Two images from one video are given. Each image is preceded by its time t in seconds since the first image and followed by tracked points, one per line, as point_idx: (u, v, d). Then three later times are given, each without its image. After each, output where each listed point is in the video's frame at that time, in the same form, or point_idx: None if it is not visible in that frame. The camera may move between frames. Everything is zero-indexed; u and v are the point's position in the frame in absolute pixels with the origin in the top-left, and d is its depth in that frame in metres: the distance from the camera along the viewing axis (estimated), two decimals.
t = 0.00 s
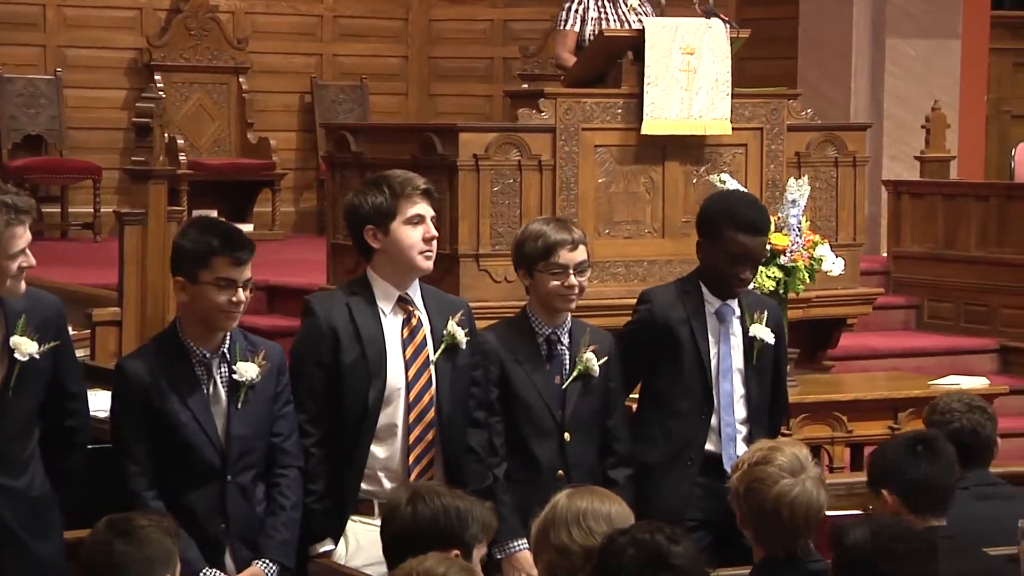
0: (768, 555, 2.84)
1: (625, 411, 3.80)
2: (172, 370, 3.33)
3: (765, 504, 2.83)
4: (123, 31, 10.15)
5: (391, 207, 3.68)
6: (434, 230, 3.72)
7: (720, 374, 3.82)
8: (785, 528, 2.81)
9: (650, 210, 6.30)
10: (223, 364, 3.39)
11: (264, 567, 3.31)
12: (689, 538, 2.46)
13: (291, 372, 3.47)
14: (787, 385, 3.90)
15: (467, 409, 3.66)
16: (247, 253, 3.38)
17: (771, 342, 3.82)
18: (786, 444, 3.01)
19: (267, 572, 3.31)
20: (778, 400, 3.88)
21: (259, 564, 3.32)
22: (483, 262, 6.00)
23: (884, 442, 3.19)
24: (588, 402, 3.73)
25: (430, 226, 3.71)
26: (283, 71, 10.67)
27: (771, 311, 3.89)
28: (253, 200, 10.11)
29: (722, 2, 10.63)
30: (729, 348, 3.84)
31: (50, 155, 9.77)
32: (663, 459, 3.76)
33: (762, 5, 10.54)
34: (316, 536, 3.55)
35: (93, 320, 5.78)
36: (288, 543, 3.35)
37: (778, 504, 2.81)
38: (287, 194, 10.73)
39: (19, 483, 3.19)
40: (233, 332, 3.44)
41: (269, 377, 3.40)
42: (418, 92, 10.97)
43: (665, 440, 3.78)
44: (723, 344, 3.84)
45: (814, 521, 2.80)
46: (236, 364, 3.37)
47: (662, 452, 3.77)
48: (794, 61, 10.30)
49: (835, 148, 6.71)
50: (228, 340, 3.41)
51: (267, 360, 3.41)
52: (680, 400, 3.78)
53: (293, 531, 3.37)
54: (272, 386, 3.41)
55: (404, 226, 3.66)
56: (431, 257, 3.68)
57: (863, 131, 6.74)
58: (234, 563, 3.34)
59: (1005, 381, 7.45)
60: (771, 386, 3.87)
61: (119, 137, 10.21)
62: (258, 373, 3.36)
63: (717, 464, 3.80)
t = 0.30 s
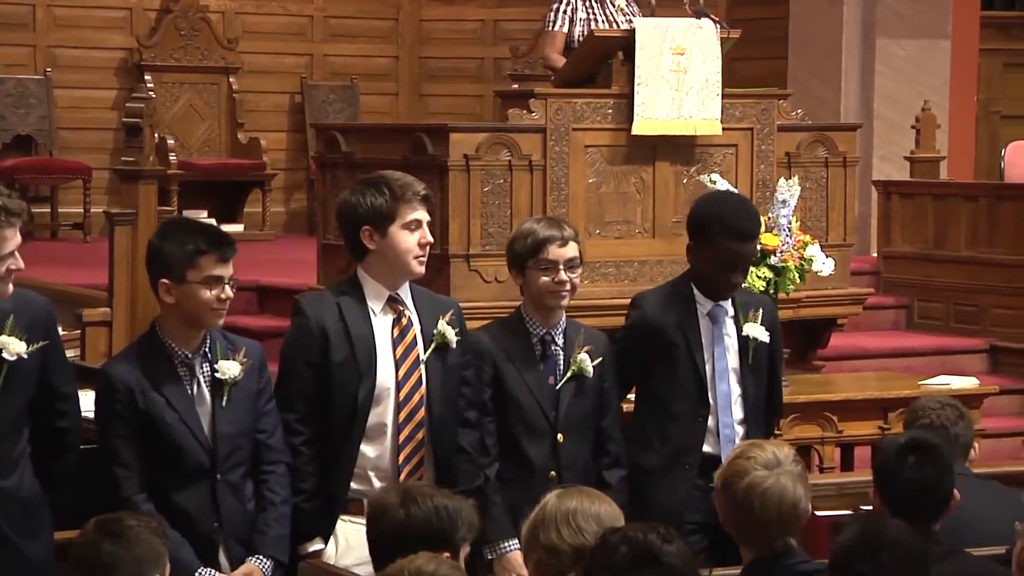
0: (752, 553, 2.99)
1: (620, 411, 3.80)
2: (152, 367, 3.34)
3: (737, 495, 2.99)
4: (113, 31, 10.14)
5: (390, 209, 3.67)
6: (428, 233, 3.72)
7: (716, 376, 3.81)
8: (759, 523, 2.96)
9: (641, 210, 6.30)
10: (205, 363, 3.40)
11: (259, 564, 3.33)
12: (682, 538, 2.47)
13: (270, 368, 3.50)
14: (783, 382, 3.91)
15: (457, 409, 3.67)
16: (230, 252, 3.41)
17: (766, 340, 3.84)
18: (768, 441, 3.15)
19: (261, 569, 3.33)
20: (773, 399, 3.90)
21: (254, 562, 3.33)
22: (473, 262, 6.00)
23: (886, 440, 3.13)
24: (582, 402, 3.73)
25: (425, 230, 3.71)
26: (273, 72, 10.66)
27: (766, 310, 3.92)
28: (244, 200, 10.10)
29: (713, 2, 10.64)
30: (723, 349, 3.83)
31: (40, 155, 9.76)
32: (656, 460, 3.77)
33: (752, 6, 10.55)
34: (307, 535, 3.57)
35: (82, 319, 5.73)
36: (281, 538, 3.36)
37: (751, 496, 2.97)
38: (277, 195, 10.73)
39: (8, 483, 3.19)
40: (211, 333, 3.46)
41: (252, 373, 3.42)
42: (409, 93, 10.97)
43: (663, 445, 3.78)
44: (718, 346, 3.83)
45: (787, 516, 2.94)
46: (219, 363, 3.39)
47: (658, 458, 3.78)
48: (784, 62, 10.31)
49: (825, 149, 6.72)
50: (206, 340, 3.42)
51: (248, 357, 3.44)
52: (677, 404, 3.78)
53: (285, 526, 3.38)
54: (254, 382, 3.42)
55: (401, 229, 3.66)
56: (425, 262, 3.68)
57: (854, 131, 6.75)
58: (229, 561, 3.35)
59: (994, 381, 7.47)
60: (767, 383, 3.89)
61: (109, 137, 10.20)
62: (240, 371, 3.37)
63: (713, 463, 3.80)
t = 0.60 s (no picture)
0: (749, 552, 2.99)
1: (616, 411, 3.81)
2: (134, 369, 3.33)
3: (731, 493, 3.01)
4: (107, 31, 10.14)
5: (400, 214, 3.66)
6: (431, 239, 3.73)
7: (708, 377, 3.81)
8: (751, 518, 2.97)
9: (635, 210, 6.30)
10: (189, 362, 3.41)
11: (243, 565, 3.33)
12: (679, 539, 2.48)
13: (255, 367, 3.51)
14: (776, 380, 3.93)
15: (453, 409, 3.67)
16: (217, 252, 3.41)
17: (757, 341, 3.83)
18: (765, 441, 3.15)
19: (245, 569, 3.32)
20: (766, 397, 3.91)
21: (238, 562, 3.33)
22: (468, 262, 6.01)
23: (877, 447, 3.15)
24: (578, 403, 3.75)
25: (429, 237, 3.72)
26: (267, 71, 10.66)
27: (757, 309, 3.90)
28: (239, 200, 10.10)
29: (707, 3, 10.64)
30: (715, 349, 3.83)
31: (34, 155, 9.75)
32: (651, 461, 3.79)
33: (748, 6, 10.55)
34: (301, 535, 3.57)
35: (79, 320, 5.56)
36: (265, 538, 3.36)
37: (744, 490, 2.98)
38: (272, 195, 10.73)
39: (3, 482, 3.19)
40: (196, 333, 3.46)
41: (237, 372, 3.44)
42: (403, 93, 10.97)
43: (658, 447, 3.80)
44: (709, 345, 3.83)
45: (782, 514, 2.95)
46: (203, 362, 3.39)
47: (654, 461, 3.79)
48: (779, 61, 10.31)
49: (820, 148, 6.72)
50: (191, 340, 3.43)
51: (233, 356, 3.45)
52: (672, 405, 3.79)
53: (271, 526, 3.38)
54: (239, 381, 3.43)
55: (410, 236, 3.66)
56: (425, 268, 3.68)
57: (848, 131, 6.75)
58: (213, 560, 3.36)
59: (988, 380, 7.48)
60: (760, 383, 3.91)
61: (103, 137, 10.20)
62: (225, 370, 3.38)
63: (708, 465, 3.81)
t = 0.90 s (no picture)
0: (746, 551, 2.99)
1: (615, 412, 3.84)
2: (129, 367, 3.38)
3: (729, 493, 3.01)
4: (105, 30, 10.14)
5: (405, 216, 3.67)
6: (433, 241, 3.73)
7: (711, 376, 3.85)
8: (750, 519, 2.98)
9: (633, 209, 6.30)
10: (183, 363, 3.43)
11: (224, 567, 3.34)
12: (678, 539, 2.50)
13: (253, 371, 3.54)
14: (778, 379, 3.97)
15: (451, 409, 3.67)
16: (175, 245, 3.38)
17: (759, 341, 3.87)
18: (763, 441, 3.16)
19: (226, 571, 3.34)
20: (768, 394, 3.97)
21: (219, 564, 3.34)
22: (466, 261, 6.01)
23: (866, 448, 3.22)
24: (576, 403, 3.77)
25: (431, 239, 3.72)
26: (264, 71, 10.65)
27: (759, 309, 3.95)
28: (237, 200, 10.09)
29: (705, 2, 10.63)
30: (717, 348, 3.88)
31: (32, 155, 9.74)
32: (651, 461, 3.81)
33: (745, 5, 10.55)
34: (298, 536, 3.57)
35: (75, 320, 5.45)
36: (250, 542, 3.38)
37: (743, 490, 2.98)
38: (270, 194, 10.72)
39: (2, 482, 3.19)
40: (193, 332, 3.49)
41: (231, 375, 3.46)
42: (401, 93, 10.97)
43: (661, 447, 3.82)
44: (711, 345, 3.87)
45: (779, 515, 2.96)
46: (197, 364, 3.42)
47: (654, 461, 3.82)
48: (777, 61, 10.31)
49: (817, 148, 6.72)
50: (188, 339, 3.45)
51: (228, 359, 3.47)
52: (673, 405, 3.82)
53: (256, 531, 3.40)
54: (233, 384, 3.46)
55: (413, 237, 3.67)
56: (425, 269, 3.68)
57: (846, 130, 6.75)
58: (195, 560, 3.37)
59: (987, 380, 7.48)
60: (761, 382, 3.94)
61: (101, 137, 10.19)
62: (219, 372, 3.40)
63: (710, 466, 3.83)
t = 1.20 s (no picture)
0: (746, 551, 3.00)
1: (615, 412, 3.87)
2: (124, 365, 3.39)
3: (728, 493, 3.02)
4: (104, 29, 10.14)
5: (403, 214, 3.67)
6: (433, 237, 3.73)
7: (714, 372, 3.86)
8: (750, 521, 2.99)
9: (632, 208, 6.29)
10: (177, 364, 3.44)
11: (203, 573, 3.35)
12: (677, 539, 2.51)
13: (251, 376, 3.54)
14: (780, 378, 3.98)
15: (451, 409, 3.69)
16: (135, 241, 3.37)
17: (761, 339, 3.88)
18: (764, 441, 3.16)
19: None
20: (768, 395, 3.97)
21: (199, 570, 3.35)
22: (466, 260, 6.01)
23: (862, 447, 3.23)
24: (575, 402, 3.80)
25: (430, 236, 3.72)
26: (264, 70, 10.65)
27: (761, 309, 3.97)
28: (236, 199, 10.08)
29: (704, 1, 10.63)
30: (721, 345, 3.88)
31: (31, 153, 9.73)
32: (655, 460, 3.83)
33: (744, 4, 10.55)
34: (296, 535, 3.57)
35: (73, 318, 5.44)
36: (232, 550, 3.38)
37: (741, 492, 2.99)
38: (269, 193, 10.71)
39: (3, 481, 3.18)
40: (193, 333, 3.49)
41: (227, 380, 3.46)
42: (401, 92, 10.96)
43: (664, 445, 3.84)
44: (715, 341, 3.88)
45: (778, 516, 2.97)
46: (192, 366, 3.43)
47: (659, 459, 3.83)
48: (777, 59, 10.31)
49: (817, 146, 6.72)
50: (186, 339, 3.46)
51: (225, 364, 3.48)
52: (678, 402, 3.83)
53: (241, 538, 3.41)
54: (229, 389, 3.46)
55: (411, 234, 3.67)
56: (425, 266, 3.68)
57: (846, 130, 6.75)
58: (177, 563, 3.39)
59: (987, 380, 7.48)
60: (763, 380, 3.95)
61: (100, 135, 10.18)
62: (212, 376, 3.41)
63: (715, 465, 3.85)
